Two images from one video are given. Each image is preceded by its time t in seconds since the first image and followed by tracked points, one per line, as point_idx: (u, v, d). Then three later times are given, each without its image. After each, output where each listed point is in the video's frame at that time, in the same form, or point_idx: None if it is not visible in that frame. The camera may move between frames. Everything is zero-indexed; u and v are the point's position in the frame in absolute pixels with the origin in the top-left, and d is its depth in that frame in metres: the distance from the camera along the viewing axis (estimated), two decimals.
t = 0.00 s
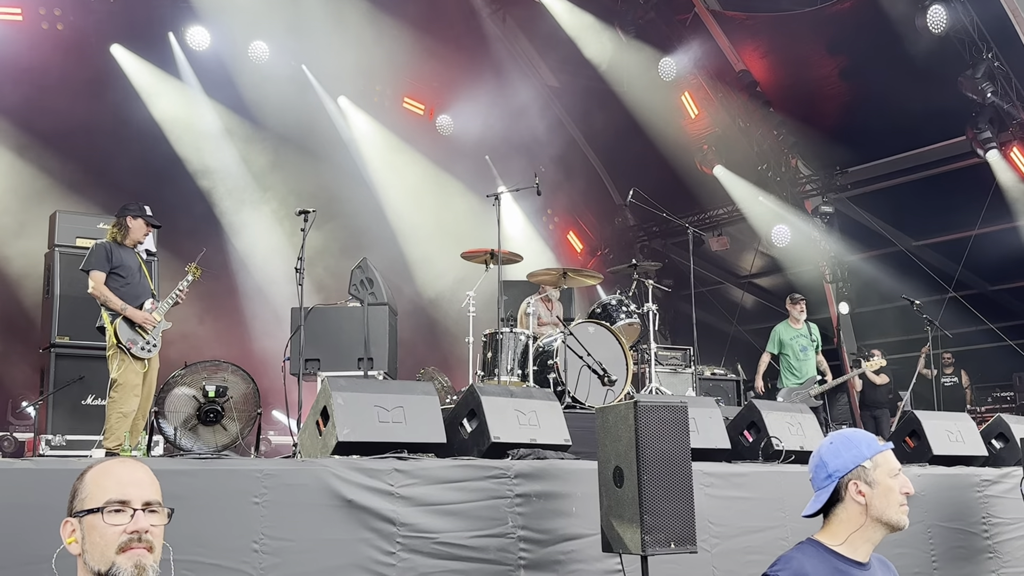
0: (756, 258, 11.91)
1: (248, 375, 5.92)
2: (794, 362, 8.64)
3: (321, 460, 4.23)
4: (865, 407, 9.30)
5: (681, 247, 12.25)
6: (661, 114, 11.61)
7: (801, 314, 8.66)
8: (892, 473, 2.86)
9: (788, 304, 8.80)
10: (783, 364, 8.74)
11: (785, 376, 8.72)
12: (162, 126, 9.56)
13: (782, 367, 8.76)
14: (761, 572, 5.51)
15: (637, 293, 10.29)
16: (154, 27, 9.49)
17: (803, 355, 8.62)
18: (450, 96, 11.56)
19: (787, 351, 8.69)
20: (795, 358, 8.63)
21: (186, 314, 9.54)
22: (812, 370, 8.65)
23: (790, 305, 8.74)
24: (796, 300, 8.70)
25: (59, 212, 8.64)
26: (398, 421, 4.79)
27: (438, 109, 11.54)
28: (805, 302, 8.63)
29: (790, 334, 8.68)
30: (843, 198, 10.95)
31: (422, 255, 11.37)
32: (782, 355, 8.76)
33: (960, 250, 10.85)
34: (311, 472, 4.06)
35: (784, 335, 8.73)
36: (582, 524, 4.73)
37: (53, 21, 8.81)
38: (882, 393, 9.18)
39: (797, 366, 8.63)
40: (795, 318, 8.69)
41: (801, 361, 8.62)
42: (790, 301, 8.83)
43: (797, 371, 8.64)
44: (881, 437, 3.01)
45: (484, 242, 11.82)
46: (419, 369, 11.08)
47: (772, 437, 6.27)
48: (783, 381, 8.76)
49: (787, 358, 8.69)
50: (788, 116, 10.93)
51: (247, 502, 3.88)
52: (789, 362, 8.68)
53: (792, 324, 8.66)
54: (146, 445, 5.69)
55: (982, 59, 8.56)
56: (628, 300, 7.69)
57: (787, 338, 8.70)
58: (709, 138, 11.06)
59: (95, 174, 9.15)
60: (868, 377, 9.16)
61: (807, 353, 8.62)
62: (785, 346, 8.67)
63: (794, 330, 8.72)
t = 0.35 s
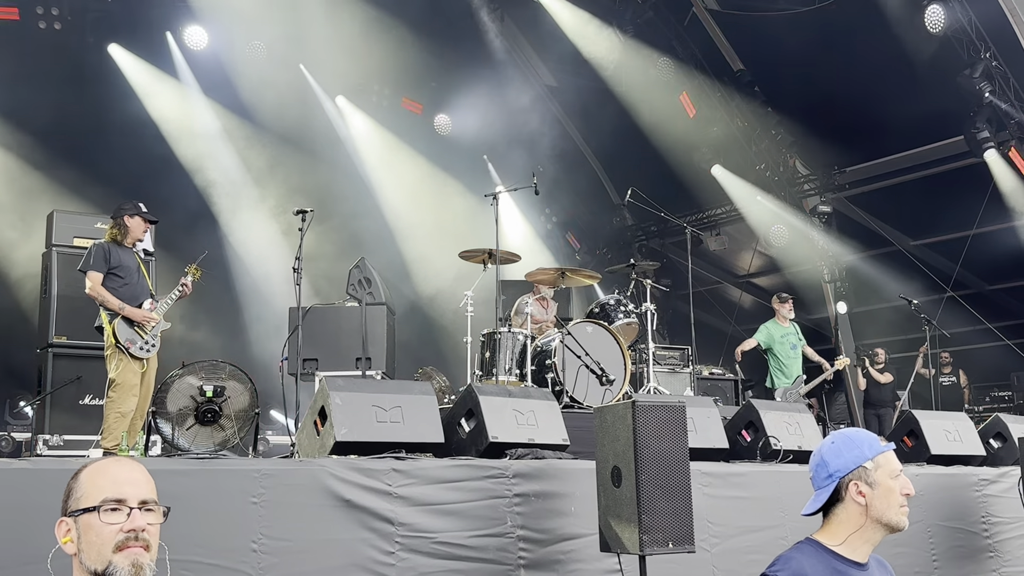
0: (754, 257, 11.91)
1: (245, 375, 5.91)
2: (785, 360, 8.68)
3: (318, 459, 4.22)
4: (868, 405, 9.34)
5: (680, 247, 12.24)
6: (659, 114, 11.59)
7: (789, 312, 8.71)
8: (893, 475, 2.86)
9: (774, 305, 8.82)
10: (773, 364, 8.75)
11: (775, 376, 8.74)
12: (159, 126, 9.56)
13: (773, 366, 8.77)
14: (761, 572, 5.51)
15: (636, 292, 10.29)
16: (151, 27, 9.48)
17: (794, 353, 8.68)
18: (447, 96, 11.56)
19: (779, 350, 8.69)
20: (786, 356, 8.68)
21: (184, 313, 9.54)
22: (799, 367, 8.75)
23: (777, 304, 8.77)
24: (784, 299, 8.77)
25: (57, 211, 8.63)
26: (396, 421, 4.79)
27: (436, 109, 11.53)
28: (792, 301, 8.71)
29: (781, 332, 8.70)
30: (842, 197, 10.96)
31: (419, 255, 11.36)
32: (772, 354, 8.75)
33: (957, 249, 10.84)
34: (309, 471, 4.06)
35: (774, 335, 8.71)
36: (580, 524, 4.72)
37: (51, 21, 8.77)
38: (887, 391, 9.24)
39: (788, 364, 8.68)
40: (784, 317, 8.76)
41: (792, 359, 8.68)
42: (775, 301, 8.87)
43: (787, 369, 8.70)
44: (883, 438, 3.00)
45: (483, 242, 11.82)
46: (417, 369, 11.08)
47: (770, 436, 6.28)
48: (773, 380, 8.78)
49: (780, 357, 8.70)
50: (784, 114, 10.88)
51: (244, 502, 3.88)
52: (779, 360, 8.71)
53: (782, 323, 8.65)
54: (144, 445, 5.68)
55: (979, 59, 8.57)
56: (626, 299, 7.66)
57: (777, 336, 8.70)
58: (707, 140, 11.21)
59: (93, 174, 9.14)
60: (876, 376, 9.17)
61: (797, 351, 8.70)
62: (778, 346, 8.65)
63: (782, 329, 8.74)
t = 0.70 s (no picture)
0: (753, 258, 11.90)
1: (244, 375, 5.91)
2: (780, 359, 8.69)
3: (316, 460, 4.22)
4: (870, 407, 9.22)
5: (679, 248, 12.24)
6: (657, 115, 11.57)
7: (784, 314, 8.84)
8: (888, 476, 2.85)
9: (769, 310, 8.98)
10: (768, 363, 8.73)
11: (769, 376, 8.71)
12: (157, 127, 9.56)
13: (768, 366, 8.74)
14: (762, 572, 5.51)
15: (634, 293, 10.29)
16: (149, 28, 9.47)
17: (789, 353, 8.70)
18: (446, 97, 11.55)
19: (775, 350, 8.69)
20: (782, 355, 8.69)
21: (182, 313, 9.53)
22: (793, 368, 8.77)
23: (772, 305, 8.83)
24: (777, 303, 8.92)
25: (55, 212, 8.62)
26: (395, 422, 4.79)
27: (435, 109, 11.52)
28: (788, 303, 8.82)
29: (775, 332, 8.75)
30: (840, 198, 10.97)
31: (417, 255, 11.36)
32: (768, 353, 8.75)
33: (954, 250, 10.86)
34: (308, 472, 4.05)
35: (770, 334, 8.73)
36: (580, 525, 4.71)
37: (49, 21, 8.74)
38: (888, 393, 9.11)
39: (782, 364, 8.69)
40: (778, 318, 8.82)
41: (787, 358, 8.70)
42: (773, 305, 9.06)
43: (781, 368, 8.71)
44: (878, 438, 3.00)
45: (481, 243, 11.82)
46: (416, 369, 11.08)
47: (767, 438, 6.28)
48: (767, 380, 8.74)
49: (776, 356, 8.70)
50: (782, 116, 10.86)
51: (243, 503, 3.87)
52: (774, 360, 8.71)
53: (780, 323, 8.70)
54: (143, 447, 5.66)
55: (978, 60, 8.59)
56: (625, 300, 7.62)
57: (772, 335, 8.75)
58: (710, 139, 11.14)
59: (91, 174, 9.13)
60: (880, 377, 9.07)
61: (792, 351, 8.71)
62: (774, 345, 8.66)
63: (778, 329, 8.77)
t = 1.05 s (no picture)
0: (751, 260, 11.91)
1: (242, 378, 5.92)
2: (776, 359, 8.69)
3: (314, 463, 4.22)
4: (865, 409, 9.27)
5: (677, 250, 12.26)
6: (655, 117, 11.60)
7: (780, 315, 8.80)
8: (882, 480, 2.85)
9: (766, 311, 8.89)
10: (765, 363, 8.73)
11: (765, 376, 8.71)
12: (156, 128, 9.57)
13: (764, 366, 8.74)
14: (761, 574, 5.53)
15: (631, 295, 10.32)
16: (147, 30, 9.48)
17: (784, 353, 8.68)
18: (444, 98, 11.56)
19: (771, 350, 8.69)
20: (777, 355, 8.69)
21: (180, 314, 9.52)
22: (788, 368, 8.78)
23: (769, 308, 8.83)
24: (772, 305, 8.91)
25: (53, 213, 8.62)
26: (393, 425, 4.80)
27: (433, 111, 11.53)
28: (783, 306, 8.83)
29: (772, 334, 8.75)
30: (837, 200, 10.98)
31: (415, 258, 11.36)
32: (763, 354, 8.75)
33: (954, 253, 10.68)
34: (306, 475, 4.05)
35: (766, 334, 8.72)
36: (579, 528, 4.71)
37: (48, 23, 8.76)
38: (883, 394, 9.15)
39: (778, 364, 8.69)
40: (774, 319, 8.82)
41: (781, 358, 8.69)
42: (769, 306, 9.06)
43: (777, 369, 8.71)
44: (873, 441, 3.00)
45: (479, 244, 11.84)
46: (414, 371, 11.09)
47: (766, 440, 6.27)
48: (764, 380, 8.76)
49: (772, 356, 8.71)
50: (779, 118, 10.98)
51: (242, 505, 3.87)
52: (770, 360, 8.71)
53: (775, 324, 8.69)
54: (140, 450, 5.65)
55: (975, 63, 8.63)
56: (623, 303, 7.57)
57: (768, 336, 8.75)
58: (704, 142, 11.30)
59: (89, 176, 9.13)
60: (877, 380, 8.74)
61: (787, 351, 8.68)
62: (770, 345, 8.65)
63: (774, 329, 8.77)
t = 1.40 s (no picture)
0: (748, 263, 11.92)
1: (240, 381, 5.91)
2: (776, 359, 8.67)
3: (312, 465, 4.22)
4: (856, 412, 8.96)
5: (674, 252, 12.26)
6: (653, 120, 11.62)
7: (775, 316, 8.85)
8: (879, 483, 2.85)
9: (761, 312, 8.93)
10: (764, 364, 8.72)
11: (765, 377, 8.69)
12: (154, 130, 9.58)
13: (763, 368, 8.72)
14: None
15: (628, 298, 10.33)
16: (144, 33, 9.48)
17: (782, 352, 8.68)
18: (441, 101, 11.56)
19: (769, 350, 8.69)
20: (775, 355, 8.68)
21: (178, 316, 9.52)
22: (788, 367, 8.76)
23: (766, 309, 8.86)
24: (768, 306, 8.96)
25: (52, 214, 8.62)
26: (391, 427, 4.81)
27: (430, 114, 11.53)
28: (778, 306, 8.89)
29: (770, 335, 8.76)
30: (834, 202, 10.99)
31: (413, 260, 11.39)
32: (762, 354, 8.73)
33: (950, 255, 10.75)
34: (304, 478, 4.05)
35: (762, 334, 8.72)
36: (578, 530, 4.71)
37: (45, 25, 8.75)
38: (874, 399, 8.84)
39: (778, 364, 8.67)
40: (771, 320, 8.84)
41: (780, 357, 8.68)
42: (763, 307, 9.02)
43: (777, 369, 8.68)
44: (870, 445, 3.00)
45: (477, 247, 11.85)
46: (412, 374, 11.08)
47: (763, 443, 6.27)
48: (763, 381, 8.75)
49: (770, 357, 8.69)
50: (777, 122, 11.01)
51: (240, 507, 3.88)
52: (769, 360, 8.69)
53: (770, 323, 8.68)
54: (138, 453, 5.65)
55: (972, 66, 8.65)
56: (620, 306, 7.49)
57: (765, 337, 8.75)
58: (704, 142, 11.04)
59: (88, 177, 9.14)
60: (869, 386, 8.77)
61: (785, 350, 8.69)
62: (768, 346, 8.64)
63: (770, 329, 8.79)
